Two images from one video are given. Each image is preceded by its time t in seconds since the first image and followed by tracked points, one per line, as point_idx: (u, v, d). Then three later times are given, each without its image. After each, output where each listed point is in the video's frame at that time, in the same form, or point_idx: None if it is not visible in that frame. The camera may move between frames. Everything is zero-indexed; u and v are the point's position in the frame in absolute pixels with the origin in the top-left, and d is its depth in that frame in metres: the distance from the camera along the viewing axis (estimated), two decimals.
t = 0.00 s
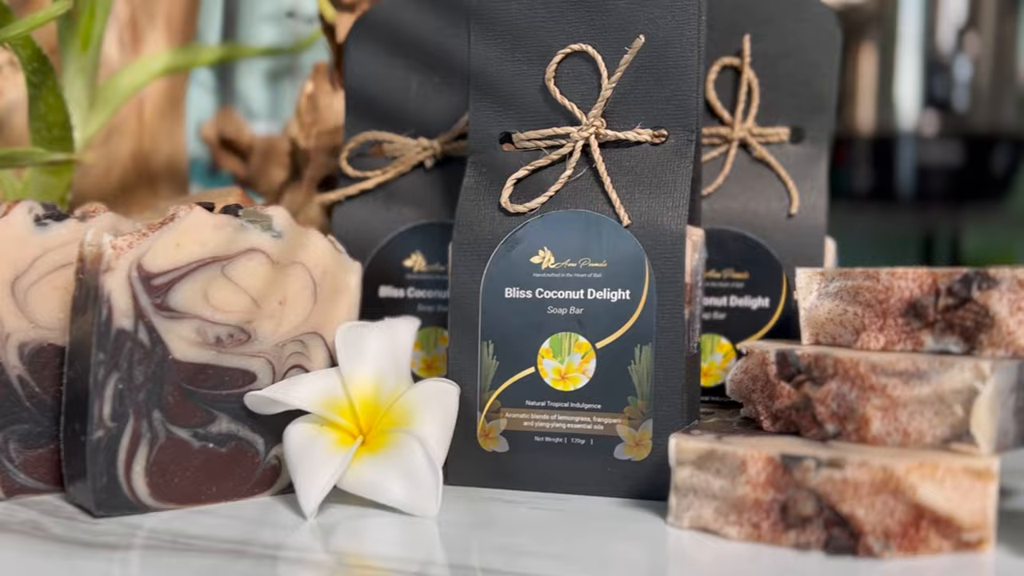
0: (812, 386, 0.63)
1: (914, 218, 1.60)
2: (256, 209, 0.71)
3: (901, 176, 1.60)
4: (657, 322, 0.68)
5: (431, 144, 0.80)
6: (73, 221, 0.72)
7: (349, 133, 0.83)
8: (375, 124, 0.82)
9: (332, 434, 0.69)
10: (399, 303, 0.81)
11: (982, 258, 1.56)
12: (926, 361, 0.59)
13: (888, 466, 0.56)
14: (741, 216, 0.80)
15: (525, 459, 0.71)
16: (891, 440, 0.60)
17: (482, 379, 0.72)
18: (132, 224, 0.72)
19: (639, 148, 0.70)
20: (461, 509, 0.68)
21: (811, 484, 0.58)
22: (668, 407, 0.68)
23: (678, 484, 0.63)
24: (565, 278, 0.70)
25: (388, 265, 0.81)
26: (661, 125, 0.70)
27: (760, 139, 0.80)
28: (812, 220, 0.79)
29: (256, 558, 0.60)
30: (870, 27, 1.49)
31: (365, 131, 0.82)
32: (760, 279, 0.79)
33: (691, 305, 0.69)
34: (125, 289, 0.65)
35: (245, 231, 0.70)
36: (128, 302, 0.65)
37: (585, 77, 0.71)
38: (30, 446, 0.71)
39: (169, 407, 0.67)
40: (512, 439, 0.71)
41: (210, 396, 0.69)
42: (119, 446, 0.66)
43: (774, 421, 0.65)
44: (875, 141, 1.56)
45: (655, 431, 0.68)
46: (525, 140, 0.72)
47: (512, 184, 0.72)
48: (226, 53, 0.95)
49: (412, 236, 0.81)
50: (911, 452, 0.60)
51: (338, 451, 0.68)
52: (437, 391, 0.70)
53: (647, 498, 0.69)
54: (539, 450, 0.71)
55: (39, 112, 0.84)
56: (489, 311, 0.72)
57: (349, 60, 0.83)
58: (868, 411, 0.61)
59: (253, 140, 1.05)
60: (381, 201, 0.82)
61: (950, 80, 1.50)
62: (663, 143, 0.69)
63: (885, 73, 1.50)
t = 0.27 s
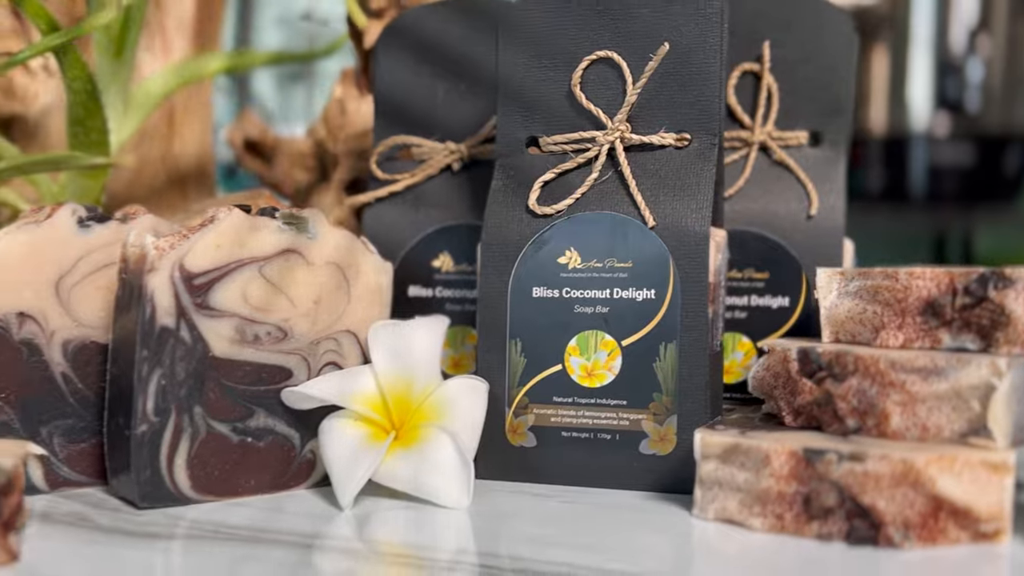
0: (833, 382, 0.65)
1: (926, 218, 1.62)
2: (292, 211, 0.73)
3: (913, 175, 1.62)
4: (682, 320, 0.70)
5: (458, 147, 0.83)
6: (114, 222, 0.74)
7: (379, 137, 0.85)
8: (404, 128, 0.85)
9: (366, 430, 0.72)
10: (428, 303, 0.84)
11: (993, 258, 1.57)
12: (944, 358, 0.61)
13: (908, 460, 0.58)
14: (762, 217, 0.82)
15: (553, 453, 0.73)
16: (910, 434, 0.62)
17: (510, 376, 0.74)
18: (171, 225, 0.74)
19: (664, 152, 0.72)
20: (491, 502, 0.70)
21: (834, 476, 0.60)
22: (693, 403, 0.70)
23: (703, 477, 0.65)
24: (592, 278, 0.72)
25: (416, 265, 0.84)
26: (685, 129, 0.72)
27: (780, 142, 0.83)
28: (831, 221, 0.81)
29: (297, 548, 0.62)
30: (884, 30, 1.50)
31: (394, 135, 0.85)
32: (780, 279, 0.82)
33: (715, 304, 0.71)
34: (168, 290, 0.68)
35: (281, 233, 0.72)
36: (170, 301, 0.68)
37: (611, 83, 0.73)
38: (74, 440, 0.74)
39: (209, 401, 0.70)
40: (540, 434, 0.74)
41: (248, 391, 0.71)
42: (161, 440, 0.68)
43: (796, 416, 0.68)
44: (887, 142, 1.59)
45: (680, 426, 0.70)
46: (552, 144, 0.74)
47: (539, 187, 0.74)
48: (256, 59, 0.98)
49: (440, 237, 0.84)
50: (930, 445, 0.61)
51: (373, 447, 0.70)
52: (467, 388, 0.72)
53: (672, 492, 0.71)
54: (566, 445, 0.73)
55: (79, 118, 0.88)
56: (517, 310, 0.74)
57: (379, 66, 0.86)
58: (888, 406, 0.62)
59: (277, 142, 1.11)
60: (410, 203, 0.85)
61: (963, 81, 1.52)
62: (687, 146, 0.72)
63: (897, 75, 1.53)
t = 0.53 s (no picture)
0: (855, 378, 0.67)
1: (935, 219, 1.58)
2: (327, 213, 0.76)
3: (921, 176, 1.60)
4: (707, 318, 0.72)
5: (485, 150, 0.85)
6: (155, 225, 0.76)
7: (408, 140, 0.88)
8: (433, 132, 0.87)
9: (399, 424, 0.74)
10: (457, 302, 0.86)
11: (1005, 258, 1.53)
12: (963, 354, 0.64)
13: (930, 453, 0.60)
14: (782, 218, 0.84)
15: (580, 448, 0.75)
16: (931, 428, 0.64)
17: (538, 373, 0.76)
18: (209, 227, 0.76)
19: (689, 154, 0.74)
20: (522, 494, 0.72)
21: (857, 469, 0.62)
22: (717, 398, 0.72)
23: (728, 471, 0.67)
24: (619, 277, 0.74)
25: (445, 266, 0.86)
26: (710, 131, 0.74)
27: (800, 145, 0.84)
28: (850, 222, 0.83)
29: (338, 538, 0.64)
30: (894, 31, 1.54)
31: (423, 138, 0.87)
32: (800, 278, 0.84)
33: (738, 302, 0.73)
34: (209, 288, 0.70)
35: (318, 233, 0.75)
36: (211, 300, 0.70)
37: (636, 88, 0.75)
38: (114, 435, 0.76)
39: (249, 397, 0.72)
40: (567, 429, 0.76)
41: (286, 387, 0.74)
42: (203, 434, 0.70)
43: (818, 411, 0.69)
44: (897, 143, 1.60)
45: (705, 421, 0.72)
46: (579, 147, 0.77)
47: (567, 188, 0.76)
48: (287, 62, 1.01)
49: (468, 237, 0.86)
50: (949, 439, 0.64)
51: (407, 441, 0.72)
52: (497, 384, 0.75)
53: (697, 486, 0.73)
54: (593, 439, 0.75)
55: (116, 120, 0.90)
56: (546, 308, 0.76)
57: (410, 70, 0.88)
58: (909, 401, 0.64)
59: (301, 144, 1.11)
60: (439, 205, 0.87)
61: (972, 83, 1.56)
62: (711, 148, 0.73)
63: (906, 76, 1.57)
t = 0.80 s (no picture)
0: (877, 373, 0.69)
1: (944, 219, 1.59)
2: (362, 213, 0.78)
3: (931, 178, 1.62)
4: (733, 315, 0.74)
5: (512, 152, 0.88)
6: (192, 225, 0.79)
7: (437, 142, 0.90)
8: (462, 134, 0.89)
9: (432, 418, 0.76)
10: (486, 300, 0.89)
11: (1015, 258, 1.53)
12: (983, 350, 0.66)
13: (953, 446, 0.62)
14: (803, 218, 0.86)
15: (608, 442, 0.77)
16: (952, 422, 0.66)
17: (567, 369, 0.78)
18: (247, 227, 0.79)
19: (714, 156, 0.76)
20: (553, 486, 0.74)
21: (881, 462, 0.64)
22: (742, 393, 0.74)
23: (754, 463, 0.69)
24: (646, 275, 0.76)
25: (473, 265, 0.90)
26: (735, 134, 0.76)
27: (821, 147, 0.86)
28: (870, 222, 0.85)
29: (378, 528, 0.67)
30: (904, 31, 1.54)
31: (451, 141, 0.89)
32: (821, 277, 0.86)
33: (763, 300, 0.75)
34: (249, 286, 0.72)
35: (352, 233, 0.77)
36: (251, 298, 0.72)
37: (663, 91, 0.77)
38: (154, 429, 0.78)
39: (287, 392, 0.74)
40: (595, 424, 0.78)
41: (322, 382, 0.76)
42: (242, 428, 0.72)
43: (842, 406, 0.71)
44: (906, 144, 1.62)
45: (731, 416, 0.74)
46: (607, 148, 0.78)
47: (595, 189, 0.78)
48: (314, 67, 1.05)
49: (495, 237, 0.89)
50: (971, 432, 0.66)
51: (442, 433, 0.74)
52: (527, 379, 0.77)
53: (722, 478, 0.75)
54: (621, 434, 0.77)
55: (153, 124, 0.95)
56: (574, 306, 0.78)
57: (438, 75, 0.90)
58: (931, 396, 0.66)
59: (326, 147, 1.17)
60: (468, 205, 0.89)
61: (981, 85, 1.59)
62: (736, 150, 0.75)
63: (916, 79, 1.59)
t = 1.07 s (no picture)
0: (899, 368, 0.71)
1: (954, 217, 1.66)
2: (395, 213, 0.80)
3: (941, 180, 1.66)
4: (758, 312, 0.76)
5: (538, 152, 0.90)
6: (229, 224, 0.80)
7: (466, 143, 0.93)
8: (490, 136, 0.92)
9: (464, 412, 0.78)
10: (514, 297, 0.92)
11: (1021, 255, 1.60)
12: (1003, 345, 0.68)
13: (975, 438, 0.64)
14: (824, 217, 0.89)
15: (635, 436, 0.79)
16: (973, 415, 0.68)
17: (595, 364, 0.81)
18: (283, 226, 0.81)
19: (739, 157, 0.78)
20: (583, 479, 0.76)
21: (904, 453, 0.66)
22: (767, 387, 0.76)
23: (780, 456, 0.71)
24: (672, 273, 0.78)
25: (502, 264, 0.92)
26: (759, 135, 0.78)
27: (841, 148, 0.89)
28: (889, 221, 0.87)
29: (415, 519, 0.69)
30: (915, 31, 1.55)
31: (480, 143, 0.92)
32: (843, 274, 0.88)
33: (787, 297, 0.77)
34: (288, 284, 0.75)
35: (387, 232, 0.79)
36: (290, 295, 0.75)
37: (689, 94, 0.80)
38: (193, 424, 0.80)
39: (323, 386, 0.76)
40: (622, 418, 0.80)
41: (356, 377, 0.78)
42: (281, 421, 0.75)
43: (864, 400, 0.73)
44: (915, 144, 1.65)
45: (756, 410, 0.76)
46: (634, 150, 0.80)
47: (622, 189, 0.80)
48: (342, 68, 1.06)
49: (523, 236, 0.91)
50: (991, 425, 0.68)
51: (474, 427, 0.76)
52: (555, 375, 0.79)
53: (747, 471, 0.77)
54: (648, 428, 0.79)
55: (187, 125, 0.97)
56: (602, 303, 0.80)
57: (467, 79, 0.93)
58: (952, 390, 0.68)
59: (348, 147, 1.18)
60: (496, 205, 0.92)
61: (991, 85, 1.59)
62: (761, 152, 0.78)
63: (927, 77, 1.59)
